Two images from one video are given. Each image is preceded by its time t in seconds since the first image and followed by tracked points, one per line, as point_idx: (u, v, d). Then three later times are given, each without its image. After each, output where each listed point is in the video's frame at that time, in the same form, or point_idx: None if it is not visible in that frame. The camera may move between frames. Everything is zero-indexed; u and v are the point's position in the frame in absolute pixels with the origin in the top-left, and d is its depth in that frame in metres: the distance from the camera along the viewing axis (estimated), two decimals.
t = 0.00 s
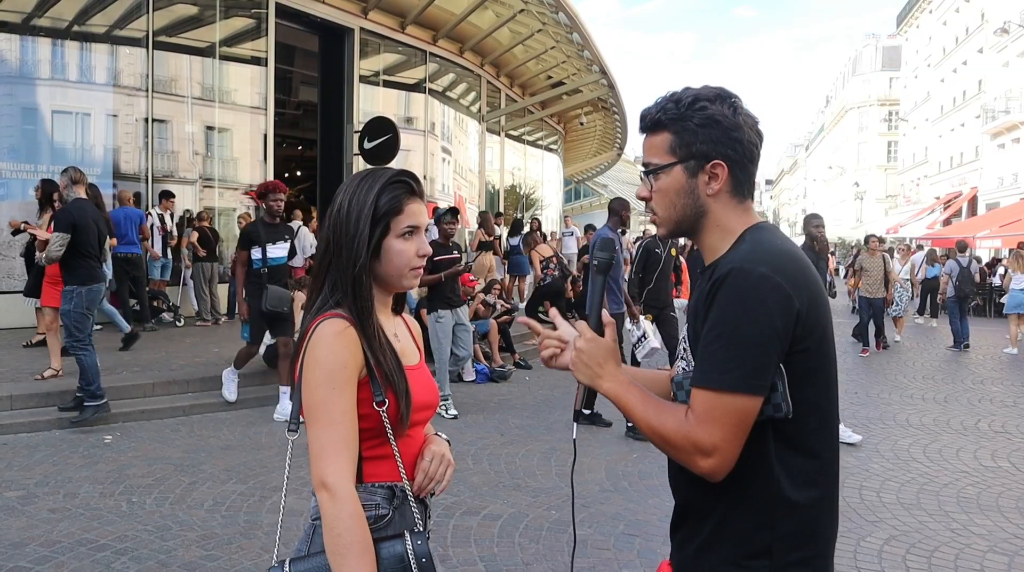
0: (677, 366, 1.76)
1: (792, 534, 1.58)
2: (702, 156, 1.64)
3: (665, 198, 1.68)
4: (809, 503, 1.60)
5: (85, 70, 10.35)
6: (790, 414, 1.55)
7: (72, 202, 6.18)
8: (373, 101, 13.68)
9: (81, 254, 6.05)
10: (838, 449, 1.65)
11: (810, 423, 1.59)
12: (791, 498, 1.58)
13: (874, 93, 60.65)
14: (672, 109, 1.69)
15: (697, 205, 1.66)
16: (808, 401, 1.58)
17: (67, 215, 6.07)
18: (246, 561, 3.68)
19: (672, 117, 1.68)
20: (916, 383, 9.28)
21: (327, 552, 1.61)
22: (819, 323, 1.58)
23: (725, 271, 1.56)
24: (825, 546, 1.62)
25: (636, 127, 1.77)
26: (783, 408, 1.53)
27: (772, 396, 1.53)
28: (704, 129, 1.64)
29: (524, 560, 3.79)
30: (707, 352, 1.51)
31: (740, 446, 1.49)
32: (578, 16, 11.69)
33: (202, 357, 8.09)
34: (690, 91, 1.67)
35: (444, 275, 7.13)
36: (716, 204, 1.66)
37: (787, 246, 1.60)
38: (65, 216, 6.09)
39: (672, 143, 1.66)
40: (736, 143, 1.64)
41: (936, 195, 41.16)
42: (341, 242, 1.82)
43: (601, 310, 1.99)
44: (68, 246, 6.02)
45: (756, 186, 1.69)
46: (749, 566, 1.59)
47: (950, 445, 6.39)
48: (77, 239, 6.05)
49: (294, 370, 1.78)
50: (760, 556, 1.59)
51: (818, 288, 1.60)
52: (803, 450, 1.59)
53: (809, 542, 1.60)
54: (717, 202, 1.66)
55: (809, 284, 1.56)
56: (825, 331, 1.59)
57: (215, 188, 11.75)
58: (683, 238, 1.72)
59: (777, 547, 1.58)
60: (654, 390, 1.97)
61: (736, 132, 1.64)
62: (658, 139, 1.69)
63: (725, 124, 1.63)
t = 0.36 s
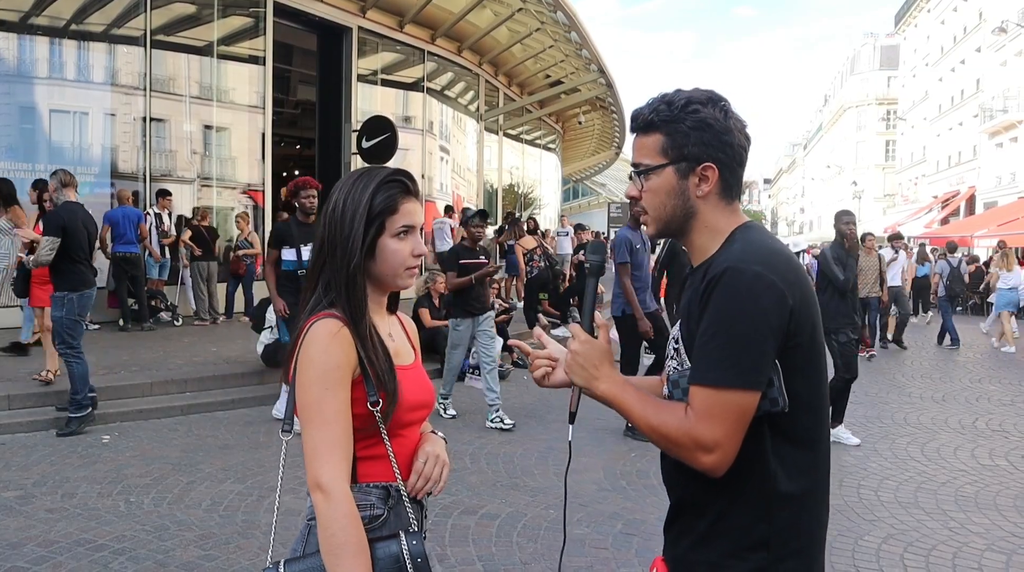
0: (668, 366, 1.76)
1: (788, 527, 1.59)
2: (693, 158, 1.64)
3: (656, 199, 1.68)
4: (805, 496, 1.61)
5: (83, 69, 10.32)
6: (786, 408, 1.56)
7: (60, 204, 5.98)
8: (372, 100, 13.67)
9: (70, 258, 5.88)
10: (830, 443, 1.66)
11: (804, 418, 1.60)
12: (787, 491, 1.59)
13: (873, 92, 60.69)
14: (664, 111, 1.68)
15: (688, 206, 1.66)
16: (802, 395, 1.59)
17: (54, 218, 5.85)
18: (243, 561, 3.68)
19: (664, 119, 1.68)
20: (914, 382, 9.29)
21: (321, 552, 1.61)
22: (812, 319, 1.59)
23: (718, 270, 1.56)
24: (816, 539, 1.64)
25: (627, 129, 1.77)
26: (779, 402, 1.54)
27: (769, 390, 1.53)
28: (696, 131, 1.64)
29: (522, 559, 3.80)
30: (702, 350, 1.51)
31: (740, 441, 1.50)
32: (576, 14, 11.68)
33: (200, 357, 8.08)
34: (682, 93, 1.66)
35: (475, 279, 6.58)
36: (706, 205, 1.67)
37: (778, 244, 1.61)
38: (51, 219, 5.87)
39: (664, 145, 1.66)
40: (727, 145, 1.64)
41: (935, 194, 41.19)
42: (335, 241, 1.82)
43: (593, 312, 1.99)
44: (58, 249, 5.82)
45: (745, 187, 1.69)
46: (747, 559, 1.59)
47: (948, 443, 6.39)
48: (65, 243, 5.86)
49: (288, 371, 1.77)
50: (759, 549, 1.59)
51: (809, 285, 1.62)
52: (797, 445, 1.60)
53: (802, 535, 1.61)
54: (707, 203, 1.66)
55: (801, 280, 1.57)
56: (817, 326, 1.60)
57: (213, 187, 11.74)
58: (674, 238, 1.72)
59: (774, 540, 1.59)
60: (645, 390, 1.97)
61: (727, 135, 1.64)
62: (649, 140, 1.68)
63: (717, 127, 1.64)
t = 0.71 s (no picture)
0: (662, 364, 1.77)
1: (783, 521, 1.60)
2: (685, 158, 1.64)
3: (648, 197, 1.68)
4: (798, 490, 1.62)
5: (78, 68, 10.29)
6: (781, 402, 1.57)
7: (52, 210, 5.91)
8: (368, 99, 13.66)
9: (65, 265, 5.83)
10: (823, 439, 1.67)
11: (798, 413, 1.61)
12: (780, 484, 1.60)
13: (868, 90, 60.81)
14: (655, 111, 1.69)
15: (679, 205, 1.67)
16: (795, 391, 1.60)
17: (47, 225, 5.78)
18: (240, 560, 3.68)
19: (655, 120, 1.68)
20: (911, 379, 9.31)
21: (320, 549, 1.62)
22: (805, 315, 1.60)
23: (713, 268, 1.56)
24: (810, 531, 1.65)
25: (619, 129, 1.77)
26: (774, 396, 1.54)
27: (764, 385, 1.54)
28: (687, 132, 1.64)
29: (519, 557, 3.81)
30: (699, 347, 1.51)
31: (737, 436, 1.51)
32: (571, 13, 11.68)
33: (196, 356, 8.07)
34: (673, 94, 1.67)
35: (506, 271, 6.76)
36: (697, 203, 1.67)
37: (770, 242, 1.62)
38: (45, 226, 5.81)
39: (655, 145, 1.66)
40: (718, 145, 1.64)
41: (930, 192, 41.30)
42: (334, 240, 1.82)
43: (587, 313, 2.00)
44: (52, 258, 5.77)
45: (735, 186, 1.70)
46: (742, 553, 1.60)
47: (943, 441, 6.41)
48: (60, 249, 5.80)
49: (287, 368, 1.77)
50: (754, 542, 1.60)
51: (803, 281, 1.62)
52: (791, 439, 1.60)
53: (797, 528, 1.62)
54: (698, 202, 1.67)
55: (794, 277, 1.58)
56: (810, 322, 1.61)
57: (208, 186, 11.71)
58: (666, 238, 1.73)
59: (769, 532, 1.60)
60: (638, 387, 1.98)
61: (717, 135, 1.65)
62: (641, 140, 1.68)
63: (707, 127, 1.65)
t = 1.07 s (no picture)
0: (656, 364, 1.77)
1: (777, 519, 1.61)
2: (678, 160, 1.65)
3: (641, 200, 1.68)
4: (793, 489, 1.62)
5: (75, 66, 10.25)
6: (774, 402, 1.57)
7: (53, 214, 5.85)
8: (365, 98, 13.65)
9: (66, 270, 5.78)
10: (816, 437, 1.67)
11: (791, 412, 1.61)
12: (775, 482, 1.60)
13: (865, 91, 60.93)
14: (647, 114, 1.69)
15: (672, 207, 1.67)
16: (789, 388, 1.60)
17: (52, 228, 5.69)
18: (236, 560, 3.67)
19: (648, 122, 1.68)
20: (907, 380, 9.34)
21: (320, 549, 1.61)
22: (797, 314, 1.60)
23: (705, 269, 1.57)
24: (805, 529, 1.65)
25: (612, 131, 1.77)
26: (767, 396, 1.54)
27: (757, 385, 1.54)
28: (680, 134, 1.65)
29: (516, 557, 3.81)
30: (692, 347, 1.52)
31: (730, 437, 1.51)
32: (569, 13, 11.69)
33: (193, 355, 8.06)
34: (665, 96, 1.68)
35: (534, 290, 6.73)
36: (690, 205, 1.67)
37: (762, 243, 1.62)
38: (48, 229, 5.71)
39: (648, 147, 1.66)
40: (710, 147, 1.65)
41: (926, 192, 41.38)
42: (332, 241, 1.82)
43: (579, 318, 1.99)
44: (56, 263, 5.69)
45: (727, 188, 1.71)
46: (737, 552, 1.61)
47: (938, 441, 6.44)
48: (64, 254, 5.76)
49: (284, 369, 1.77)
50: (749, 541, 1.60)
51: (795, 280, 1.63)
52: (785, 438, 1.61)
53: (792, 525, 1.62)
54: (691, 204, 1.67)
55: (786, 276, 1.59)
56: (802, 321, 1.62)
57: (205, 184, 11.70)
58: (660, 240, 1.73)
59: (764, 531, 1.60)
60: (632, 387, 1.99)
61: (709, 137, 1.65)
62: (634, 143, 1.69)
63: (699, 130, 1.65)
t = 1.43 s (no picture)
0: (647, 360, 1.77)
1: (769, 515, 1.61)
2: (665, 155, 1.65)
3: (629, 196, 1.68)
4: (781, 484, 1.63)
5: (67, 63, 10.22)
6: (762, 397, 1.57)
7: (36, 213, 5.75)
8: (359, 96, 13.62)
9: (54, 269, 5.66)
10: (805, 434, 1.68)
11: (779, 407, 1.62)
12: (766, 479, 1.61)
13: (859, 90, 61.10)
14: (636, 110, 1.70)
15: (661, 202, 1.68)
16: (777, 383, 1.61)
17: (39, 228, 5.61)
18: (231, 557, 3.67)
19: (636, 118, 1.69)
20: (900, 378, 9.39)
21: (314, 543, 1.61)
22: (786, 310, 1.60)
23: (693, 265, 1.57)
24: (796, 525, 1.66)
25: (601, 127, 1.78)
26: (755, 392, 1.55)
27: (745, 381, 1.54)
28: (667, 129, 1.65)
29: (510, 554, 3.81)
30: (680, 342, 1.52)
31: (716, 432, 1.51)
32: (563, 11, 11.68)
33: (187, 353, 8.04)
34: (653, 92, 1.68)
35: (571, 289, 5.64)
36: (679, 201, 1.68)
37: (751, 238, 1.62)
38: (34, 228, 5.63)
39: (636, 142, 1.67)
40: (698, 142, 1.66)
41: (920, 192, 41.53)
42: (322, 236, 1.82)
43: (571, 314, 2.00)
44: (52, 263, 5.61)
45: (716, 183, 1.71)
46: (728, 549, 1.61)
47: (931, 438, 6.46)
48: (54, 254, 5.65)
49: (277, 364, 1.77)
50: (739, 537, 1.61)
51: (784, 276, 1.63)
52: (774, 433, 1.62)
53: (783, 521, 1.63)
54: (680, 199, 1.68)
55: (775, 272, 1.59)
56: (790, 317, 1.62)
57: (199, 182, 11.67)
58: (649, 235, 1.74)
59: (754, 527, 1.61)
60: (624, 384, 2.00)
61: (697, 132, 1.66)
62: (622, 138, 1.69)
63: (687, 124, 1.66)
